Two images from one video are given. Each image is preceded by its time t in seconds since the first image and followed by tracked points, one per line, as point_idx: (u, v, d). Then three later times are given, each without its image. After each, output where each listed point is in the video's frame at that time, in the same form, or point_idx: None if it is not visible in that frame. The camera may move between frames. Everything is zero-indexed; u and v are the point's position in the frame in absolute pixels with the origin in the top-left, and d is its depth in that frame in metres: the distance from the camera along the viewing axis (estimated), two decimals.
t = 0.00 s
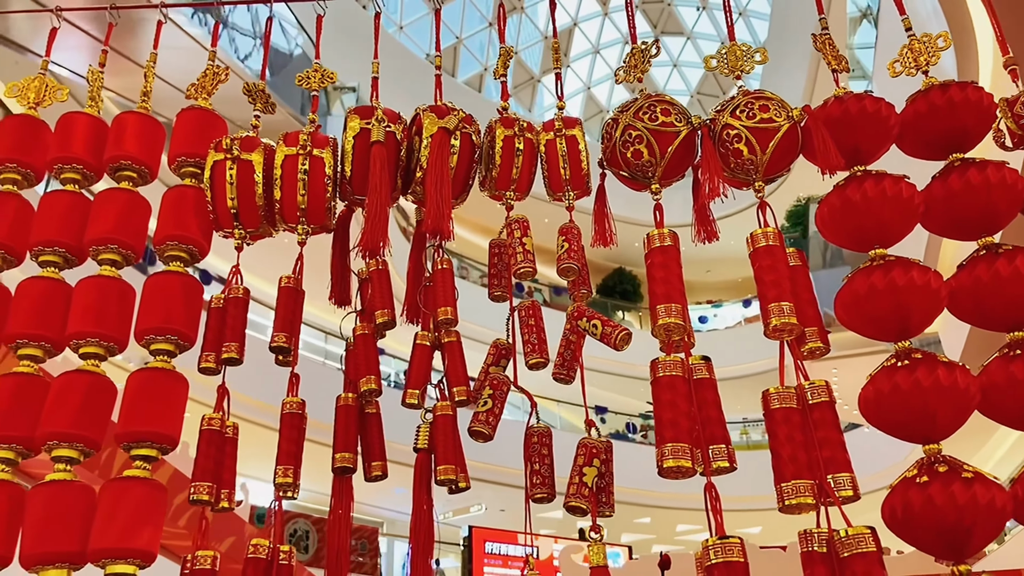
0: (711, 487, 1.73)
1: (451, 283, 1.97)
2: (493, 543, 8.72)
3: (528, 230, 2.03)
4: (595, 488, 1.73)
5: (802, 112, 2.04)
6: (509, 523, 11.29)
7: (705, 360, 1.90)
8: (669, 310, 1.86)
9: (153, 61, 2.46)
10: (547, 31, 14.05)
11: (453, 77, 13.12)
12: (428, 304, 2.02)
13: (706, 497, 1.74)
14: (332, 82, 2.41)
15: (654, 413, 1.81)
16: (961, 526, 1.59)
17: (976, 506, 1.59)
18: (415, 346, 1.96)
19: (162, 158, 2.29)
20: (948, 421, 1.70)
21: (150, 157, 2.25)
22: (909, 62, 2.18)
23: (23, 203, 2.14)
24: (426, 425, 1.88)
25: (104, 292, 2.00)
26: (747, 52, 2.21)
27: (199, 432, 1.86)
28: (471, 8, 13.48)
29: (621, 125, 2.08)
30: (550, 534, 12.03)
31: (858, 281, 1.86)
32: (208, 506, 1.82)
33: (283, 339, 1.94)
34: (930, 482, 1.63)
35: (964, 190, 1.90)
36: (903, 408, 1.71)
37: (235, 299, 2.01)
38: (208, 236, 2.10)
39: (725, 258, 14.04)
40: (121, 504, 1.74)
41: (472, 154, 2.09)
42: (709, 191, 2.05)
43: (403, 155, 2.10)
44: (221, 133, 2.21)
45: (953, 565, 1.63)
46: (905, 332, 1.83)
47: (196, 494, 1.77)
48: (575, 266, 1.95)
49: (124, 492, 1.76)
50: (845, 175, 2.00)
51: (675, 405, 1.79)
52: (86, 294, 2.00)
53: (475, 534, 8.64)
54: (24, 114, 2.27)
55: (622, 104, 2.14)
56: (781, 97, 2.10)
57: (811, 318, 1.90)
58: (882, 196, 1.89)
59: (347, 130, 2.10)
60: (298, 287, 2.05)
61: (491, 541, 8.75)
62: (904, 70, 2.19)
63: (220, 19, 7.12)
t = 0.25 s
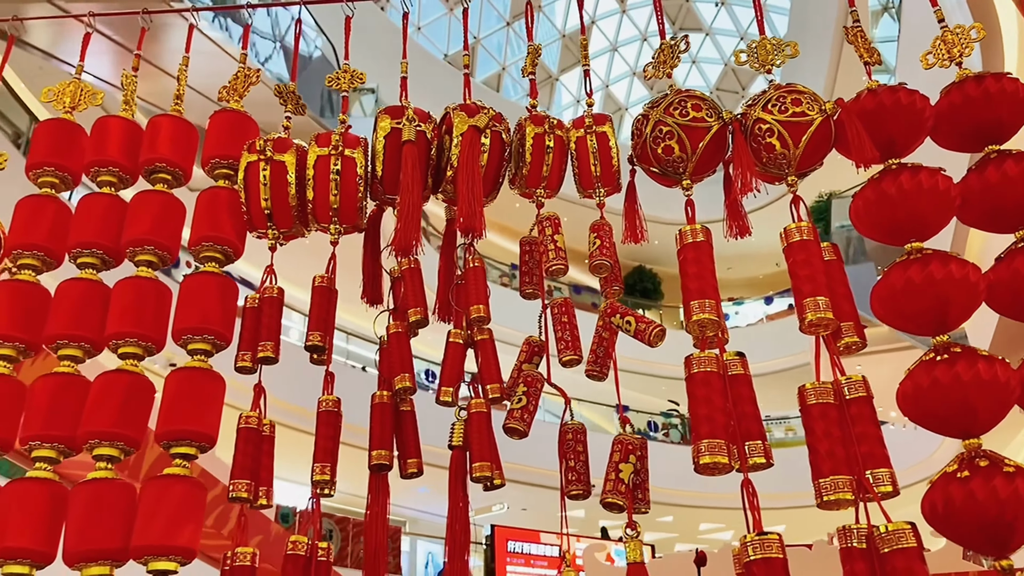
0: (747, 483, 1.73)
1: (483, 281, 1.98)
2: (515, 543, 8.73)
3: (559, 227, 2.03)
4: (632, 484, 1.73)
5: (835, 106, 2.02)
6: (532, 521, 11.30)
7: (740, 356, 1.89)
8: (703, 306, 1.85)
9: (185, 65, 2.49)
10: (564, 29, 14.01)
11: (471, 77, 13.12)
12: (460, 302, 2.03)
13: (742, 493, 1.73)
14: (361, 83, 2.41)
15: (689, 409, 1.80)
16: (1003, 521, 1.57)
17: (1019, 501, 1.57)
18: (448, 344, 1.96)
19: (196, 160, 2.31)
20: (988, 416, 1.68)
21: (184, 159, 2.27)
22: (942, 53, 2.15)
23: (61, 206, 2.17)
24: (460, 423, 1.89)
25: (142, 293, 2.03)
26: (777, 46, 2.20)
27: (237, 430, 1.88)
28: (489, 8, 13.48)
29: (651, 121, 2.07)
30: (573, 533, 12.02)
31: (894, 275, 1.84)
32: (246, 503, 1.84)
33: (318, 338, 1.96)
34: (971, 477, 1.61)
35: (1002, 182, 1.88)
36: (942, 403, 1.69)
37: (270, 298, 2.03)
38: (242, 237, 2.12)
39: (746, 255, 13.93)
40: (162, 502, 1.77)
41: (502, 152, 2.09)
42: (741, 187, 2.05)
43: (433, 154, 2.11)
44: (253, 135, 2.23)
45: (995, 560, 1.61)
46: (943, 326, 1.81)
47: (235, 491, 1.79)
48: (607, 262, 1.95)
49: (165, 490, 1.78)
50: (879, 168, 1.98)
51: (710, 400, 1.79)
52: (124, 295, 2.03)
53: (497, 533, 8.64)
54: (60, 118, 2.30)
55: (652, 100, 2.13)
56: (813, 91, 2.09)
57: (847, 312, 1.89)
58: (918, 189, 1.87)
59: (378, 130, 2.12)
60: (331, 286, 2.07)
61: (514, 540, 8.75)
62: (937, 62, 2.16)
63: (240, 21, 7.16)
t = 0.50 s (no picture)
0: (793, 476, 1.73)
1: (522, 276, 1.97)
2: (541, 541, 8.76)
3: (597, 222, 2.02)
4: (677, 478, 1.72)
5: (875, 95, 2.00)
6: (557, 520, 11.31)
7: (782, 349, 1.87)
8: (745, 299, 1.84)
9: (221, 67, 2.52)
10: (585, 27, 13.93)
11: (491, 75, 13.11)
12: (499, 298, 2.03)
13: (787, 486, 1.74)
14: (395, 80, 2.42)
15: (732, 402, 1.80)
16: None
17: None
18: (488, 339, 1.97)
19: (234, 160, 2.34)
20: None
21: (223, 160, 2.30)
22: (982, 41, 2.12)
23: (103, 208, 2.20)
24: (502, 418, 1.89)
25: (184, 292, 2.06)
26: (815, 36, 2.18)
27: (280, 426, 1.90)
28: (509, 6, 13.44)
29: (689, 113, 2.06)
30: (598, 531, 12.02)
31: (940, 265, 1.82)
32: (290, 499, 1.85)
33: (360, 334, 1.98)
34: (1021, 469, 1.58)
35: None
36: (990, 394, 1.67)
37: (310, 296, 2.05)
38: (282, 235, 2.14)
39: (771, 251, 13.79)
40: (209, 497, 1.79)
41: (538, 147, 2.09)
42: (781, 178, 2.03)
43: (469, 150, 2.11)
44: (291, 135, 2.25)
45: None
46: (991, 316, 1.78)
47: (280, 486, 1.80)
48: (646, 256, 1.94)
49: (213, 486, 1.81)
50: (921, 156, 1.95)
51: (754, 394, 1.77)
52: (168, 294, 2.06)
53: (522, 532, 8.66)
54: (101, 121, 2.33)
55: (689, 92, 2.12)
56: (853, 80, 2.06)
57: (891, 304, 1.88)
58: (963, 178, 1.84)
59: (414, 127, 2.12)
60: (370, 284, 2.08)
61: (540, 539, 8.77)
62: (978, 50, 2.13)
63: (260, 24, 7.19)
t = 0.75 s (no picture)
0: (831, 474, 1.73)
1: (553, 275, 1.97)
2: (564, 541, 8.73)
3: (628, 220, 2.01)
4: (714, 477, 1.71)
5: (910, 89, 1.98)
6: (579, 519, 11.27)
7: (819, 347, 1.86)
8: (780, 296, 1.82)
9: (250, 71, 2.54)
10: (602, 24, 13.82)
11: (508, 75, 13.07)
12: (530, 298, 2.03)
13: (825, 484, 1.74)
14: (423, 81, 2.43)
15: (768, 400, 1.78)
16: None
17: None
18: (519, 338, 1.96)
19: (264, 163, 2.35)
20: None
21: (253, 162, 2.32)
22: (1019, 32, 2.08)
23: (137, 212, 2.23)
24: (535, 417, 1.88)
25: (217, 295, 2.08)
26: (846, 29, 2.16)
27: (315, 427, 1.91)
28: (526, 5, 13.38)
29: (720, 109, 2.05)
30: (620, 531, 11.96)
31: (979, 260, 1.79)
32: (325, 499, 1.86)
33: (391, 335, 1.98)
34: None
35: None
36: None
37: (342, 297, 2.06)
38: (313, 236, 2.15)
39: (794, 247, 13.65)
40: (247, 497, 1.82)
41: (568, 146, 2.08)
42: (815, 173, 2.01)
43: (499, 150, 2.11)
44: (320, 137, 2.26)
45: None
46: None
47: (315, 486, 1.82)
48: (679, 254, 1.92)
49: (251, 485, 1.83)
50: (958, 150, 1.92)
51: (791, 392, 1.76)
52: (201, 296, 2.08)
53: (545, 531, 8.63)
54: (133, 125, 2.36)
55: (720, 88, 2.10)
56: (886, 74, 2.05)
57: (929, 300, 1.85)
58: (1002, 171, 1.81)
59: (443, 128, 2.12)
60: (402, 284, 2.08)
61: (562, 539, 8.74)
62: (1014, 41, 2.09)
63: (279, 27, 7.21)
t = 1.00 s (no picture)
0: (875, 472, 1.71)
1: (589, 273, 1.96)
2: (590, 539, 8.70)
3: (664, 217, 2.00)
4: (757, 475, 1.70)
5: (951, 81, 1.95)
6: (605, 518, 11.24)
7: (861, 344, 1.84)
8: (821, 292, 1.80)
9: (282, 74, 2.56)
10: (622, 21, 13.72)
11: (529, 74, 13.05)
12: (566, 297, 2.02)
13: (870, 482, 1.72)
14: (454, 81, 2.42)
15: (810, 398, 1.77)
16: None
17: None
18: (556, 337, 1.96)
19: (298, 165, 2.37)
20: None
21: (288, 164, 2.34)
22: None
23: (174, 216, 2.25)
24: (573, 416, 1.88)
25: (255, 296, 2.09)
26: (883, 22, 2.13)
27: (353, 427, 1.92)
28: (546, 4, 13.33)
29: (755, 104, 2.03)
30: (646, 529, 11.91)
31: None
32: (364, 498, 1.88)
33: (428, 335, 1.99)
34: None
35: None
36: None
37: (378, 297, 2.07)
38: (348, 237, 2.16)
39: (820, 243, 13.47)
40: (288, 497, 1.83)
41: (602, 143, 2.07)
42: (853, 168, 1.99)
43: (532, 149, 2.10)
44: (354, 139, 2.27)
45: None
46: None
47: (355, 486, 1.82)
48: (716, 251, 1.90)
49: (292, 484, 1.84)
50: (1000, 142, 1.89)
51: (833, 388, 1.74)
52: (239, 298, 2.10)
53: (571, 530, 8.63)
54: (168, 130, 2.38)
55: (755, 83, 2.09)
56: (926, 66, 2.02)
57: (973, 295, 1.83)
58: None
59: (477, 127, 2.12)
60: (437, 284, 2.09)
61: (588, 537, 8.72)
62: None
63: (301, 31, 7.23)
